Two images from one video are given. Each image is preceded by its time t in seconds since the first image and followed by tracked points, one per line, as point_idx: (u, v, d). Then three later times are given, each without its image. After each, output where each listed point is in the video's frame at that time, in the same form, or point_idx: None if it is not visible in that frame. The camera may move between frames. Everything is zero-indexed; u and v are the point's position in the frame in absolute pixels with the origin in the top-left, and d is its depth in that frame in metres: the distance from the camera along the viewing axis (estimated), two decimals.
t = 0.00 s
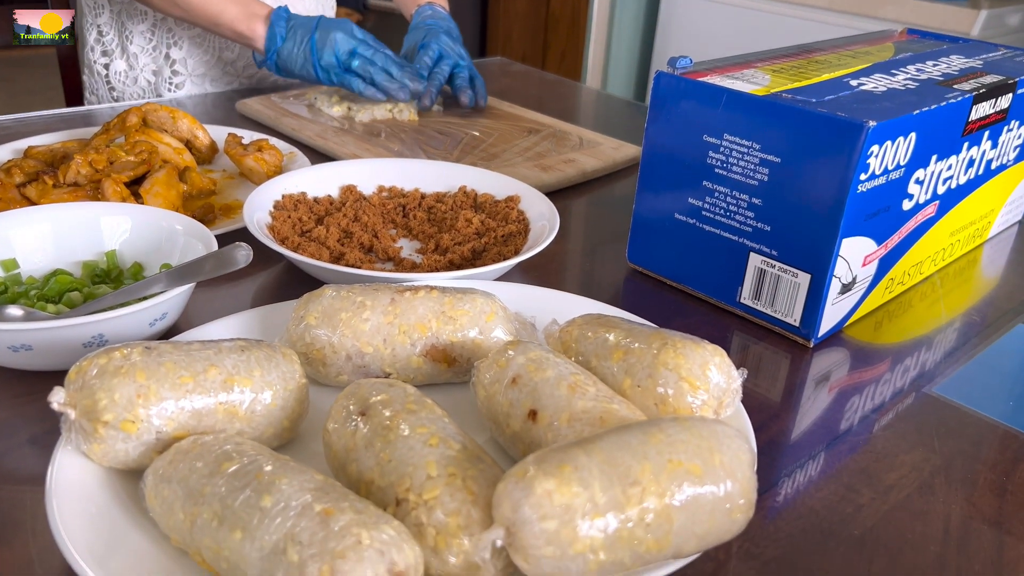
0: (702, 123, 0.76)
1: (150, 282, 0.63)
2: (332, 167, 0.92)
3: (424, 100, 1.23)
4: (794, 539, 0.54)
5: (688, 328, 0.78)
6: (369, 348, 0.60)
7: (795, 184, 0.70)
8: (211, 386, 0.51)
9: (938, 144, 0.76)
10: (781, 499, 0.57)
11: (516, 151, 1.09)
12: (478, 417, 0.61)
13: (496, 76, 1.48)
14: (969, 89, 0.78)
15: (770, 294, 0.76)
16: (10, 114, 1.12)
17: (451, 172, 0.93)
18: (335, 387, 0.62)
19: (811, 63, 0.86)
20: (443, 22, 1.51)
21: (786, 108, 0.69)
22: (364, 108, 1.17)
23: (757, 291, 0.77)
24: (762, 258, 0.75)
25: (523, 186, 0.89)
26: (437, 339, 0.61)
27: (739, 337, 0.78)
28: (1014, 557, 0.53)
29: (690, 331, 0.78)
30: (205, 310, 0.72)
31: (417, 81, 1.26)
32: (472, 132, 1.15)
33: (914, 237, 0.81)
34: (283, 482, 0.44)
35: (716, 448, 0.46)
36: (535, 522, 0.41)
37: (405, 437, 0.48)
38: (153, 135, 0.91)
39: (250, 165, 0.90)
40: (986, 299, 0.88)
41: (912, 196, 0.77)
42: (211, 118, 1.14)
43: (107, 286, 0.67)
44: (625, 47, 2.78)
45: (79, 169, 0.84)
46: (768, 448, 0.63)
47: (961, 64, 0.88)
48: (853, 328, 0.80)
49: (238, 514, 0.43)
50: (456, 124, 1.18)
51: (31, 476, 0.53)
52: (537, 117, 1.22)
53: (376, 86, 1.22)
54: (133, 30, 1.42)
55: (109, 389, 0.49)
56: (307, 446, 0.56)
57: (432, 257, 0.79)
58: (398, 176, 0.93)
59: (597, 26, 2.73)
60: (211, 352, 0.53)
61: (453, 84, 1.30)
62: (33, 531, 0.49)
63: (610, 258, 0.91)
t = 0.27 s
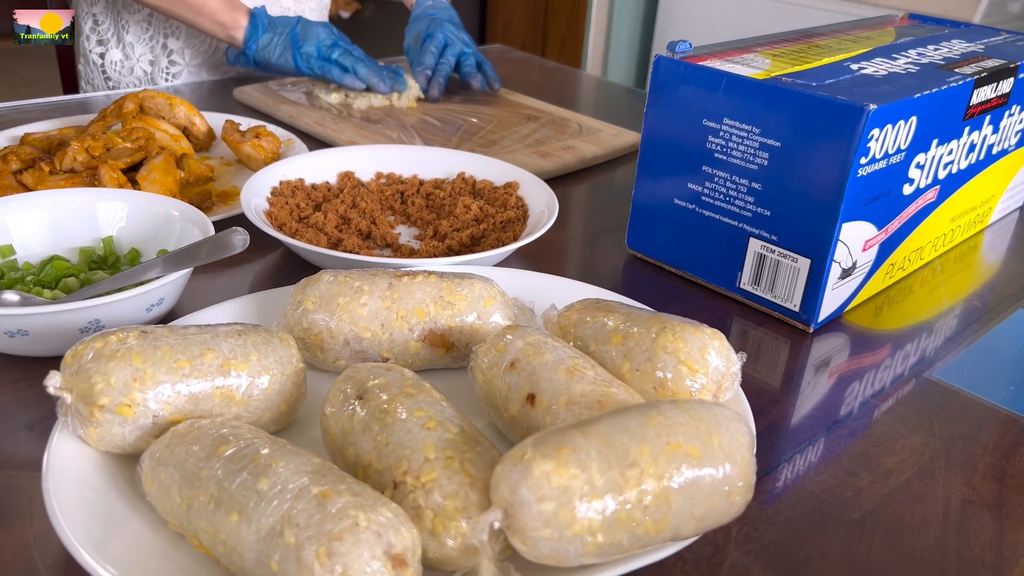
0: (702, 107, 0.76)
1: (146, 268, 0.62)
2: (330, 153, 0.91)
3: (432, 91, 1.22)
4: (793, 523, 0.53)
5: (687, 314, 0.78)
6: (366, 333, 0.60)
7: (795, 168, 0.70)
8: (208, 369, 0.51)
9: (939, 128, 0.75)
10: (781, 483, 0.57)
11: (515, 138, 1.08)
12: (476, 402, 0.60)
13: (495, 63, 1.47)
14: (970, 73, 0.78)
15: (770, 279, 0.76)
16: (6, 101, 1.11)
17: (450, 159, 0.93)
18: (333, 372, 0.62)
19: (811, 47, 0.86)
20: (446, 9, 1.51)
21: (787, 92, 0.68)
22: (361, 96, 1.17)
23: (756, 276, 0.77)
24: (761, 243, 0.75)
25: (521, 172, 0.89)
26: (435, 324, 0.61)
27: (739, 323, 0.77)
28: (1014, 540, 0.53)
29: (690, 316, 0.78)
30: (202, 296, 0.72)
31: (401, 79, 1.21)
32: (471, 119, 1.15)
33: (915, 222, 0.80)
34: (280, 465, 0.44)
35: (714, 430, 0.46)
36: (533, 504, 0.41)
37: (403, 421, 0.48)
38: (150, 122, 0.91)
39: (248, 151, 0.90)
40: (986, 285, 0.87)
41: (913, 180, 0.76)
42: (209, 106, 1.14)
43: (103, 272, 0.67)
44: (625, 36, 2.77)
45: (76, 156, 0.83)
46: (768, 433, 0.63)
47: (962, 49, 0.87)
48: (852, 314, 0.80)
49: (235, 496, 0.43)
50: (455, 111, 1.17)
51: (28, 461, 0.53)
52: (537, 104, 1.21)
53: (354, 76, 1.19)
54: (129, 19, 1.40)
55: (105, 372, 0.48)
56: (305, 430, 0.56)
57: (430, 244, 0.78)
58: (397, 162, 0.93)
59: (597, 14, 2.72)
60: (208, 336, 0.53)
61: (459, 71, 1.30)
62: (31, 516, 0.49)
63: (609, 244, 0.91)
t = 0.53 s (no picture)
0: (704, 97, 0.75)
1: (146, 259, 0.62)
2: (330, 144, 0.91)
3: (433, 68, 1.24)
4: (795, 513, 0.53)
5: (688, 305, 0.78)
6: (367, 324, 0.60)
7: (797, 159, 0.70)
8: (208, 360, 0.51)
9: (942, 119, 0.75)
10: (783, 474, 0.57)
11: (516, 129, 1.08)
12: (477, 393, 0.60)
13: (496, 54, 1.47)
14: (973, 63, 0.77)
15: (772, 270, 0.76)
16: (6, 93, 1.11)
17: (451, 150, 0.92)
18: (333, 363, 0.62)
19: (813, 37, 0.85)
20: None
21: (789, 82, 0.68)
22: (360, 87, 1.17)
23: (758, 267, 0.77)
24: (763, 234, 0.75)
25: (522, 163, 0.89)
26: (436, 315, 0.60)
27: (740, 314, 0.77)
28: (1016, 531, 0.53)
29: (691, 307, 0.78)
30: (202, 288, 0.71)
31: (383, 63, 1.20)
32: (471, 110, 1.14)
33: (917, 213, 0.80)
34: (281, 455, 0.44)
35: (716, 420, 0.45)
36: (535, 494, 0.41)
37: (404, 411, 0.48)
38: (150, 114, 0.90)
39: (248, 143, 0.89)
40: (988, 276, 0.87)
41: (915, 171, 0.76)
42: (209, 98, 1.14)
43: (103, 263, 0.67)
44: (626, 27, 2.76)
45: (75, 147, 0.83)
46: (769, 424, 0.63)
47: (965, 39, 0.87)
48: (854, 305, 0.79)
49: (236, 487, 0.43)
50: (456, 102, 1.17)
51: (29, 452, 0.53)
52: (538, 95, 1.21)
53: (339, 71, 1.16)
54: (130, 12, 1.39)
55: (105, 363, 0.48)
56: (306, 421, 0.56)
57: (431, 235, 0.78)
58: (397, 153, 0.92)
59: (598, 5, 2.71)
60: (209, 327, 0.53)
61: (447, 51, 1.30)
62: (31, 506, 0.49)
63: (610, 235, 0.91)
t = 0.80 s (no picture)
0: (710, 89, 0.75)
1: (150, 251, 0.62)
2: (334, 137, 0.91)
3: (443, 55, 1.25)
4: (802, 506, 0.53)
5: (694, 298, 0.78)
6: (373, 316, 0.60)
7: (803, 151, 0.69)
8: (214, 352, 0.51)
9: (949, 111, 0.75)
10: (789, 466, 0.57)
11: (520, 121, 1.08)
12: (483, 386, 0.60)
13: (499, 47, 1.46)
14: (980, 55, 0.77)
15: (778, 262, 0.75)
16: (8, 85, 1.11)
17: (454, 142, 0.92)
18: (339, 355, 0.62)
19: (819, 29, 0.85)
20: None
21: (796, 73, 0.67)
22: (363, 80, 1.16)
23: (764, 259, 0.76)
24: (769, 226, 0.74)
25: (526, 156, 0.88)
26: (441, 308, 0.60)
27: (746, 307, 0.77)
28: None
29: (696, 300, 0.77)
30: (207, 280, 0.71)
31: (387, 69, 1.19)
32: (475, 103, 1.14)
33: (923, 206, 0.80)
34: (288, 447, 0.44)
35: (724, 412, 0.45)
36: (543, 486, 0.41)
37: (411, 403, 0.48)
38: (153, 106, 0.90)
39: (251, 136, 0.89)
40: (993, 269, 0.87)
41: (921, 163, 0.76)
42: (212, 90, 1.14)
43: (107, 255, 0.67)
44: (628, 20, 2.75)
45: (78, 140, 0.83)
46: (776, 416, 0.63)
47: (971, 31, 0.86)
48: (860, 297, 0.79)
49: (243, 479, 0.43)
50: (459, 94, 1.16)
51: (34, 445, 0.53)
52: (541, 87, 1.20)
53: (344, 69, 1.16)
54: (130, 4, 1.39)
55: (111, 355, 0.48)
56: (311, 413, 0.56)
57: (435, 227, 0.78)
58: (401, 146, 0.92)
59: None
60: (214, 319, 0.53)
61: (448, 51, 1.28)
62: (37, 498, 0.49)
63: (614, 228, 0.91)
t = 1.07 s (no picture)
0: (713, 81, 0.74)
1: (152, 243, 0.62)
2: (335, 129, 0.90)
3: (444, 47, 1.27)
4: (806, 499, 0.53)
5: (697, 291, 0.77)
6: (375, 309, 0.59)
7: (808, 144, 0.69)
8: (215, 344, 0.50)
9: (953, 103, 0.74)
10: (793, 460, 0.57)
11: (522, 114, 1.07)
12: (486, 379, 0.60)
13: (501, 40, 1.46)
14: (986, 47, 0.76)
15: (781, 255, 0.75)
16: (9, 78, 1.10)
17: (456, 135, 0.92)
18: (340, 348, 0.61)
19: (823, 21, 0.84)
20: None
21: (800, 65, 0.67)
22: (365, 72, 1.15)
23: (768, 253, 0.76)
24: (773, 220, 0.74)
25: (528, 148, 0.88)
26: (443, 301, 0.60)
27: (749, 300, 0.77)
28: None
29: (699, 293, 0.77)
30: (208, 272, 0.71)
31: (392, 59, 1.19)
32: (477, 95, 1.14)
33: (927, 199, 0.79)
34: (290, 439, 0.43)
35: (729, 405, 0.45)
36: (546, 479, 0.41)
37: (413, 395, 0.48)
38: (154, 98, 0.90)
39: (252, 128, 0.89)
40: (998, 262, 0.86)
41: (926, 156, 0.75)
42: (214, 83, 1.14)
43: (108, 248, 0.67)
44: (631, 13, 2.74)
45: (79, 132, 0.83)
46: (779, 410, 0.62)
47: (976, 23, 0.85)
48: (864, 291, 0.79)
49: (244, 471, 0.42)
50: (461, 87, 1.16)
51: (34, 437, 0.53)
52: (543, 80, 1.20)
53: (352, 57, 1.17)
54: None
55: (112, 347, 0.48)
56: (313, 405, 0.56)
57: (437, 220, 0.78)
58: (403, 138, 0.92)
59: None
60: (216, 311, 0.52)
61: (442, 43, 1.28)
62: (38, 490, 0.49)
63: (617, 221, 0.90)
